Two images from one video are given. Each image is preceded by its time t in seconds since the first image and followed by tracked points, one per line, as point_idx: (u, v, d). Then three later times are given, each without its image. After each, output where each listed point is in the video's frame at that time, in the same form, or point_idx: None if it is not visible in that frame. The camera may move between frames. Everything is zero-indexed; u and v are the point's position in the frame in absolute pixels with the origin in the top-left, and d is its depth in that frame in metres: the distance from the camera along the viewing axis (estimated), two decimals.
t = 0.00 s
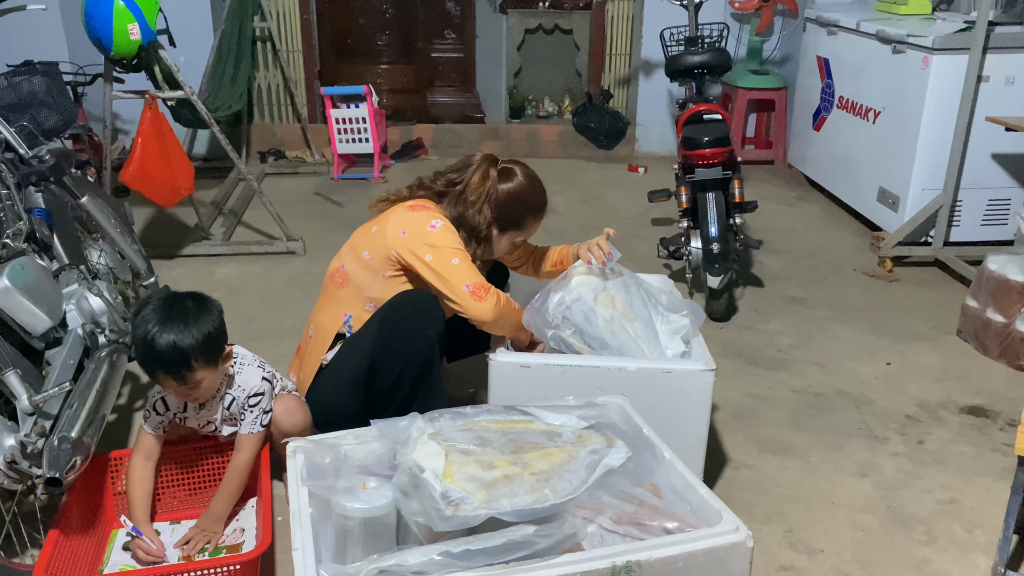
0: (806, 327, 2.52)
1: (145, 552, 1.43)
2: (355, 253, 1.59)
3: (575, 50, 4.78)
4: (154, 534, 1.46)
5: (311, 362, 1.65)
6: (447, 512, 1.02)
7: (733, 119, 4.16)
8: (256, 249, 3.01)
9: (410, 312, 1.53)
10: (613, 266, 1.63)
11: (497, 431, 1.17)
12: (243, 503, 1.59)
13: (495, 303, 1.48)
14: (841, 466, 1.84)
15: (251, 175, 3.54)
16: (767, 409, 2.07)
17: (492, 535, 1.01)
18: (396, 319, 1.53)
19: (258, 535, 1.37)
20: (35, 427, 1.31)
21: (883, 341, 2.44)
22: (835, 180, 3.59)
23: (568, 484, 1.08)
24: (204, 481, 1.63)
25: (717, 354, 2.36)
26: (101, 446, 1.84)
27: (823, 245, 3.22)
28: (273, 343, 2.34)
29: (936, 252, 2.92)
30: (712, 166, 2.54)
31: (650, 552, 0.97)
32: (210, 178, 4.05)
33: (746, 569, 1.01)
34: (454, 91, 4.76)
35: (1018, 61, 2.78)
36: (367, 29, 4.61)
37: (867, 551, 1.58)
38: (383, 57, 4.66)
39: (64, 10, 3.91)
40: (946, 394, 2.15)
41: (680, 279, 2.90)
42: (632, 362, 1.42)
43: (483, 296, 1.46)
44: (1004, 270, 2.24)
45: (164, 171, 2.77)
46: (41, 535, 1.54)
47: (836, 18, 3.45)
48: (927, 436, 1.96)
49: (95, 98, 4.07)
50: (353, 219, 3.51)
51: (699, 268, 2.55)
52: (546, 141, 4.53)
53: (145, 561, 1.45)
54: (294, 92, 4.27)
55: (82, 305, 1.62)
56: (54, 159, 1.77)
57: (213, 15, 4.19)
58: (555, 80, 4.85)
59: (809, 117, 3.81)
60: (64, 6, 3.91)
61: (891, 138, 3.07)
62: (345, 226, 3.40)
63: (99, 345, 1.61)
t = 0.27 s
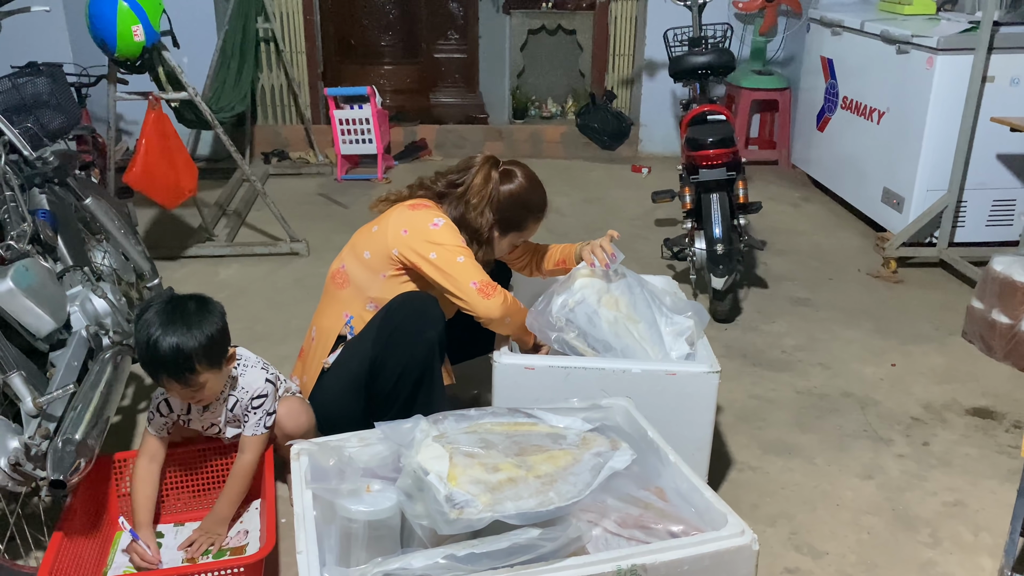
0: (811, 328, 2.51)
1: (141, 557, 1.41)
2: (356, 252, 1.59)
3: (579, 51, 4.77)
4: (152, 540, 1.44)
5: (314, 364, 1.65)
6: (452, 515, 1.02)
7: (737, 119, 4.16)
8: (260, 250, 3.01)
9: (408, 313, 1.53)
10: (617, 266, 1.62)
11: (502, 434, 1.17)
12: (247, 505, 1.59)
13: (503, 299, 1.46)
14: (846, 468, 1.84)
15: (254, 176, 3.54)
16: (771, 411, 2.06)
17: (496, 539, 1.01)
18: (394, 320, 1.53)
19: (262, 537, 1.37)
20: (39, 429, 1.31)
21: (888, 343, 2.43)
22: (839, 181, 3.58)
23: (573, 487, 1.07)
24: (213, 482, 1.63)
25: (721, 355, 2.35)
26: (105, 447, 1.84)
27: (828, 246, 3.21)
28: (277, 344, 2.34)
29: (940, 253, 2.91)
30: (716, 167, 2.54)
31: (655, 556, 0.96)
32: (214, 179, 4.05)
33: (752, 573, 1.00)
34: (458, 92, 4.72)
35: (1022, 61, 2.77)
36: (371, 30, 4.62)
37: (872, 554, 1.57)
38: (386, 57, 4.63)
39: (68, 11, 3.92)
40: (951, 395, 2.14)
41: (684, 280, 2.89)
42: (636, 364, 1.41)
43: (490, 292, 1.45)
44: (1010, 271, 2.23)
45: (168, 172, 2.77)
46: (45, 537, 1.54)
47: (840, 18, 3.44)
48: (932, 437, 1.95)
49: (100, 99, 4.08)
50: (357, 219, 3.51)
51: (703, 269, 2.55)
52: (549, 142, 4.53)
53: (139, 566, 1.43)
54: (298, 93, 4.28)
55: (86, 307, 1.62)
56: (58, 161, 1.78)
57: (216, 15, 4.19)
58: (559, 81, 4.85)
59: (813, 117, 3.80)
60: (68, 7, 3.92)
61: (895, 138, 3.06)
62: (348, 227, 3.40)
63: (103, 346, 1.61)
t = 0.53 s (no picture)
0: (814, 330, 2.51)
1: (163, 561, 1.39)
2: (361, 253, 1.59)
3: (581, 52, 4.77)
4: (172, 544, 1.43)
5: (317, 366, 1.66)
6: (455, 519, 1.02)
7: (739, 121, 4.15)
8: (263, 251, 3.01)
9: (411, 317, 1.53)
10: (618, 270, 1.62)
11: (505, 437, 1.17)
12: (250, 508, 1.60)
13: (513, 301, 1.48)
14: (850, 470, 1.84)
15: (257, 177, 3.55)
16: (775, 413, 2.06)
17: (500, 543, 1.01)
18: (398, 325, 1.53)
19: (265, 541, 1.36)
20: (42, 432, 1.33)
21: (892, 345, 2.43)
22: (841, 182, 3.58)
23: (576, 491, 1.07)
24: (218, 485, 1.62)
25: (724, 357, 2.35)
26: (108, 449, 1.84)
27: (831, 248, 3.21)
28: (281, 346, 2.34)
29: (943, 254, 2.90)
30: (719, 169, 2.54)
31: (659, 560, 0.96)
32: (216, 180, 4.06)
33: None
34: (459, 94, 4.74)
35: None
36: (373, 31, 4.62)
37: (876, 557, 1.57)
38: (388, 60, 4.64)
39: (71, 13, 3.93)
40: (954, 397, 2.13)
41: (687, 282, 2.89)
42: (639, 366, 1.41)
43: (500, 293, 1.47)
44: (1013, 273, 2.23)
45: (171, 173, 2.77)
46: (49, 540, 1.55)
47: (843, 20, 3.43)
48: (935, 439, 1.95)
49: (103, 101, 4.08)
50: (359, 221, 3.51)
51: (706, 271, 2.54)
52: (551, 143, 4.54)
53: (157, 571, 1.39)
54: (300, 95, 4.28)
55: (89, 310, 1.62)
56: (61, 164, 1.79)
57: (219, 18, 4.20)
58: (561, 82, 4.85)
59: (816, 119, 3.80)
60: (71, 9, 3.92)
61: (897, 140, 3.06)
62: (351, 228, 3.40)
63: (106, 349, 1.61)
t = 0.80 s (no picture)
0: (816, 331, 2.51)
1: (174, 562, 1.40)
2: (370, 254, 1.59)
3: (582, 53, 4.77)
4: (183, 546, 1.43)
5: (321, 365, 1.66)
6: (459, 519, 1.01)
7: (740, 122, 4.16)
8: (264, 252, 3.01)
9: (416, 318, 1.53)
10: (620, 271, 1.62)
11: (508, 438, 1.16)
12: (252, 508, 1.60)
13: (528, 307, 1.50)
14: (852, 472, 1.83)
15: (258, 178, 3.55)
16: (777, 414, 2.06)
17: (504, 543, 1.01)
18: (403, 325, 1.53)
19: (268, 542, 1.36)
20: (46, 432, 1.32)
21: (894, 346, 2.43)
22: (843, 183, 3.58)
23: (580, 491, 1.07)
24: (224, 485, 1.62)
25: (726, 358, 2.35)
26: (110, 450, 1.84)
27: (832, 249, 3.21)
28: (283, 347, 2.34)
29: (945, 255, 2.90)
30: (721, 169, 2.54)
31: (663, 560, 0.96)
32: (217, 181, 4.06)
33: None
34: (461, 94, 4.71)
35: None
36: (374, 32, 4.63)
37: (879, 558, 1.57)
38: (389, 60, 4.69)
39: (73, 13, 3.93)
40: (957, 398, 2.13)
41: (688, 283, 2.89)
42: (642, 366, 1.41)
43: (516, 299, 1.48)
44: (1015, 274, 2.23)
45: (173, 174, 2.78)
46: (51, 540, 1.55)
47: (845, 21, 3.43)
48: (938, 441, 1.95)
49: (104, 101, 4.09)
50: (361, 222, 3.51)
51: (708, 271, 2.54)
52: (553, 144, 4.54)
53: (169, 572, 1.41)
54: (302, 96, 4.28)
55: (92, 310, 1.62)
56: (64, 164, 1.78)
57: (220, 18, 4.20)
58: (562, 83, 4.85)
59: (817, 120, 3.80)
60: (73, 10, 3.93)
61: (899, 141, 3.06)
62: (352, 229, 3.40)
63: (109, 350, 1.62)
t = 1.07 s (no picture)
0: (816, 332, 2.51)
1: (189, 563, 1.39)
2: (373, 253, 1.59)
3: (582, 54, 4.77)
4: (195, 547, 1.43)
5: (323, 365, 1.66)
6: (461, 517, 1.02)
7: (741, 123, 4.16)
8: (266, 252, 3.01)
9: (419, 319, 1.53)
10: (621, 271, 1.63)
11: (510, 437, 1.17)
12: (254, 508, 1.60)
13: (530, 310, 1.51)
14: (853, 472, 1.84)
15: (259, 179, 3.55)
16: (778, 414, 2.06)
17: (506, 541, 1.01)
18: (406, 325, 1.53)
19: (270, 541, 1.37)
20: (48, 431, 1.32)
21: (894, 347, 2.43)
22: (843, 184, 3.58)
23: (581, 490, 1.07)
24: (227, 485, 1.63)
25: (727, 359, 2.35)
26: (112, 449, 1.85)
27: (833, 250, 3.21)
28: (284, 347, 2.35)
29: (945, 256, 2.91)
30: (722, 170, 2.54)
31: (664, 558, 0.96)
32: (218, 182, 4.06)
33: None
34: (461, 95, 4.76)
35: None
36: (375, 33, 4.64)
37: (880, 558, 1.57)
38: (390, 61, 4.73)
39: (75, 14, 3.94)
40: (957, 399, 2.14)
41: (689, 283, 2.89)
42: (643, 366, 1.41)
43: (519, 301, 1.48)
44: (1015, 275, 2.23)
45: (174, 174, 2.78)
46: (53, 539, 1.55)
47: (845, 23, 3.44)
48: (939, 441, 1.95)
49: (105, 102, 4.09)
50: (362, 222, 3.51)
51: (709, 272, 2.55)
52: (553, 145, 4.55)
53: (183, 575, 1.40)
54: (302, 97, 4.29)
55: (94, 309, 1.63)
56: (67, 164, 1.78)
57: (221, 20, 4.21)
58: (563, 84, 4.86)
59: (818, 121, 3.80)
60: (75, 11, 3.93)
61: (899, 142, 3.06)
62: (353, 230, 3.40)
63: (110, 348, 1.62)
